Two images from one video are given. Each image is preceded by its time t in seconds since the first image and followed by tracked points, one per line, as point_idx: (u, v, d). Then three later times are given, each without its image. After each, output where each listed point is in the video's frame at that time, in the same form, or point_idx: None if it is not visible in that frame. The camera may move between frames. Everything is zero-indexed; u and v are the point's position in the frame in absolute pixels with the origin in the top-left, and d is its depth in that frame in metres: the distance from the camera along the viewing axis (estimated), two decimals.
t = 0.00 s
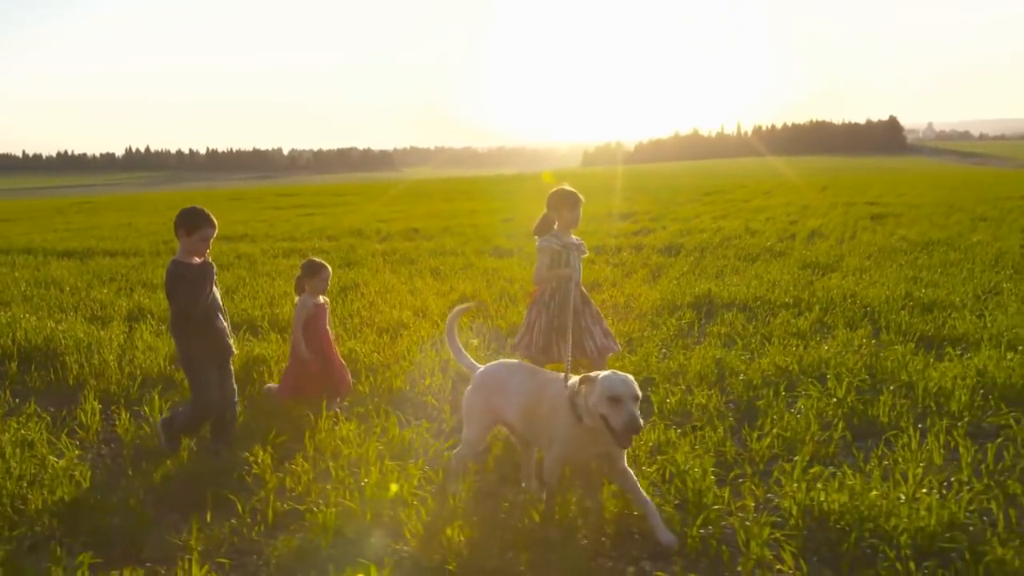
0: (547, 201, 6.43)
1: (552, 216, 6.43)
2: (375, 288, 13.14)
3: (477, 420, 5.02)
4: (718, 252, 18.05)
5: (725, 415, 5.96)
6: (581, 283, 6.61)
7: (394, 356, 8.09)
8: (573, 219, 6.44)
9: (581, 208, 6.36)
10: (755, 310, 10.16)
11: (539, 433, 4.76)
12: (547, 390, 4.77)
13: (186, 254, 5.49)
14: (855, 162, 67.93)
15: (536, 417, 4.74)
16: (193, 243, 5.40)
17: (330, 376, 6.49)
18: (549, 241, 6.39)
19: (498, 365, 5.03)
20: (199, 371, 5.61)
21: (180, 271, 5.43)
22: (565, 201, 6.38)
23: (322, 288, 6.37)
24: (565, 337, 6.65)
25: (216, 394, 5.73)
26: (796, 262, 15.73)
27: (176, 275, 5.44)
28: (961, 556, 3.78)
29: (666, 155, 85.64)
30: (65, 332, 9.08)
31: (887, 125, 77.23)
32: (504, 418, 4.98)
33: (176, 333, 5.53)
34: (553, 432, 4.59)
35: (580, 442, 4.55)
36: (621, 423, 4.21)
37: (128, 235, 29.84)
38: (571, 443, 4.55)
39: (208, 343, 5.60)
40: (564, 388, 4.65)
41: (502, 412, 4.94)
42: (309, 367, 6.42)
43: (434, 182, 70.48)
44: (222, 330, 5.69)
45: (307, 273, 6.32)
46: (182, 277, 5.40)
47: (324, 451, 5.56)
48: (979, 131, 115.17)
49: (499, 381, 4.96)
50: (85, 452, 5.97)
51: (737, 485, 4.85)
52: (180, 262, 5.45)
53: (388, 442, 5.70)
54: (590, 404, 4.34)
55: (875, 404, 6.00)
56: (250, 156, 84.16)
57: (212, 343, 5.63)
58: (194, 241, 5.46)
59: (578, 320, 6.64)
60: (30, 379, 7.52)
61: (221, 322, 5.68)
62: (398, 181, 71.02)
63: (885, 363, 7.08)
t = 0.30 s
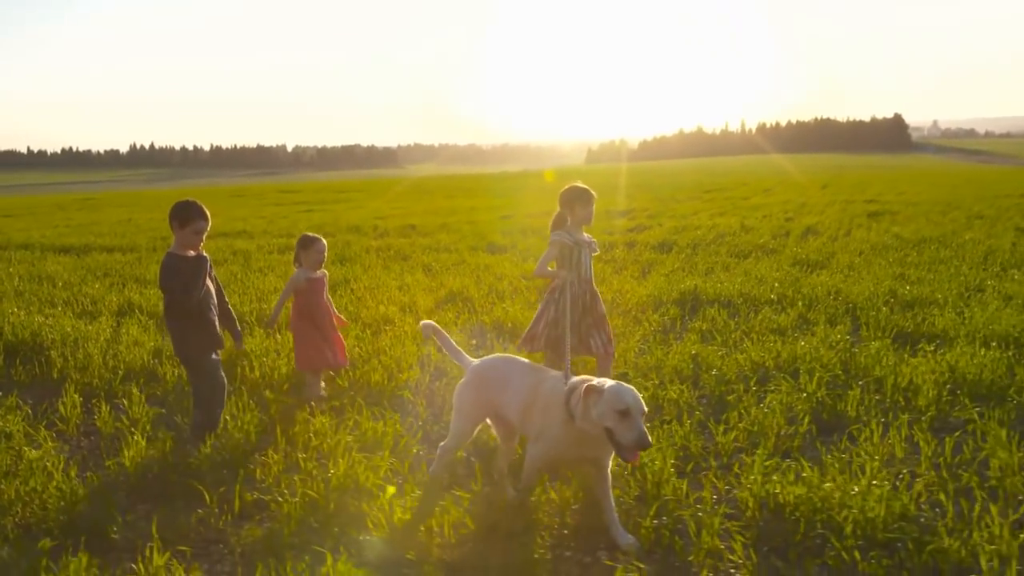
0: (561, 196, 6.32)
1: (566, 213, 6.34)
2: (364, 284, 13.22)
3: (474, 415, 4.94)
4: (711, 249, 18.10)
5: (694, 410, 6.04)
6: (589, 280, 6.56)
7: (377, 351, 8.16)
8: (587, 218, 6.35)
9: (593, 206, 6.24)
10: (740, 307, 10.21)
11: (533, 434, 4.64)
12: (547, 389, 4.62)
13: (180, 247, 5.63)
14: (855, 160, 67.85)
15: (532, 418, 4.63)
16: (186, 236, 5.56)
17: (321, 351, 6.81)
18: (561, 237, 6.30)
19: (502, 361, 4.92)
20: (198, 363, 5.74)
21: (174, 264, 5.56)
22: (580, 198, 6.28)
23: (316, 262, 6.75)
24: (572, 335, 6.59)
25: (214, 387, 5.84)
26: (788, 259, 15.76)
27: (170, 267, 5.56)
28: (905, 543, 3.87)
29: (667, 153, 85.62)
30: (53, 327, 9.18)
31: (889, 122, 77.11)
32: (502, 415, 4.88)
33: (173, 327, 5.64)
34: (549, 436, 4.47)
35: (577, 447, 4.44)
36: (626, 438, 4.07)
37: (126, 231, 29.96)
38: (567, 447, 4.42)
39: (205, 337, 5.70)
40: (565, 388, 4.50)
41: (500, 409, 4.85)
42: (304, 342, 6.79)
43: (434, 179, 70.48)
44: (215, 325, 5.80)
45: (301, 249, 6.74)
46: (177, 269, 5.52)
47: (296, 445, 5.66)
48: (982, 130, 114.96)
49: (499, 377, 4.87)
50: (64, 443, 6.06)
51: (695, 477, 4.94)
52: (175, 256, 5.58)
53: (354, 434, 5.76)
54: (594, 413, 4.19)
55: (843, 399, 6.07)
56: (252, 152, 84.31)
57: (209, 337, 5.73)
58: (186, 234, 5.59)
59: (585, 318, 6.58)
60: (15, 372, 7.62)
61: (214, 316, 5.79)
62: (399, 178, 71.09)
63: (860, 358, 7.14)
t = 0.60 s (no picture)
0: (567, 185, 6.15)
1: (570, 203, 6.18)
2: (354, 282, 13.28)
3: (467, 414, 4.92)
4: (703, 248, 18.14)
5: (666, 405, 6.11)
6: (592, 270, 6.42)
7: (358, 349, 8.21)
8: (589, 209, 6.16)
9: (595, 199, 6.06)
10: (725, 305, 10.24)
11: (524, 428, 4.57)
12: (537, 382, 4.55)
13: (174, 246, 5.49)
14: (854, 159, 67.84)
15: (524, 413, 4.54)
16: (180, 234, 5.42)
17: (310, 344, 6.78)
18: (562, 227, 6.17)
19: (493, 357, 4.89)
20: (193, 361, 5.54)
21: (168, 262, 5.40)
22: (585, 188, 6.08)
23: (315, 259, 6.69)
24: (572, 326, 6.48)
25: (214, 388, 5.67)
26: (778, 258, 15.79)
27: (165, 266, 5.42)
28: (859, 537, 3.95)
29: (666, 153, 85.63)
30: (40, 324, 9.25)
31: (888, 122, 77.09)
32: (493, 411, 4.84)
33: (167, 325, 5.47)
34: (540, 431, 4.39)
35: (568, 442, 4.35)
36: (619, 434, 3.98)
37: (123, 229, 30.07)
38: (557, 442, 4.33)
39: (199, 334, 5.54)
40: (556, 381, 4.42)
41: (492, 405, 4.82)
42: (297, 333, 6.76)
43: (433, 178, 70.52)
44: (210, 324, 5.65)
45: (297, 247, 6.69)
46: (171, 267, 5.37)
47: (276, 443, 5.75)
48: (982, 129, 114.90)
49: (490, 373, 4.84)
50: (44, 439, 6.13)
51: (657, 471, 5.04)
52: (168, 254, 5.43)
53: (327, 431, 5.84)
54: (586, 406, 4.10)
55: (815, 396, 6.13)
56: (252, 151, 84.39)
57: (202, 334, 5.56)
58: (179, 234, 5.44)
59: (587, 309, 6.46)
60: None
61: (209, 316, 5.64)
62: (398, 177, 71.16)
63: (835, 356, 7.18)
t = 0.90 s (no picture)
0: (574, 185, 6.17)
1: (577, 201, 6.17)
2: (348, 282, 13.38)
3: (458, 410, 4.82)
4: (699, 248, 18.19)
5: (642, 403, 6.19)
6: (600, 271, 6.30)
7: (346, 348, 8.30)
8: (598, 207, 6.15)
9: (604, 195, 6.06)
10: (714, 304, 10.31)
11: (521, 416, 4.55)
12: (526, 370, 4.58)
13: (174, 249, 5.57)
14: (858, 160, 67.73)
15: (517, 399, 4.53)
16: (178, 237, 5.49)
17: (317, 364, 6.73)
18: (565, 225, 6.17)
19: (477, 352, 4.86)
20: (194, 364, 5.65)
21: (170, 265, 5.49)
22: (593, 186, 6.11)
23: (315, 279, 6.56)
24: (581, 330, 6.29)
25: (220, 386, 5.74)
26: (773, 258, 15.85)
27: (166, 268, 5.50)
28: (815, 530, 4.02)
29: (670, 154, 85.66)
30: (34, 323, 9.37)
31: (893, 122, 76.96)
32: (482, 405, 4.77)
33: (168, 326, 5.58)
34: (541, 412, 4.40)
35: (570, 420, 4.38)
36: (625, 401, 4.10)
37: (125, 230, 30.25)
38: (560, 422, 4.36)
39: (199, 337, 5.63)
40: (547, 363, 4.48)
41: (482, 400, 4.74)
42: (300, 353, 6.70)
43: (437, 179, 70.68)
44: (212, 324, 5.72)
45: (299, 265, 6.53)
46: (170, 270, 5.46)
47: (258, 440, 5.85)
48: (989, 130, 114.54)
49: (476, 367, 4.80)
50: (30, 434, 6.23)
51: (626, 467, 5.13)
52: (170, 256, 5.52)
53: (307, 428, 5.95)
54: (588, 379, 4.19)
55: (789, 394, 6.20)
56: (256, 152, 84.65)
57: (203, 336, 5.65)
58: (180, 236, 5.51)
59: (595, 311, 6.29)
60: None
61: (210, 316, 5.71)
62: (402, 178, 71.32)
63: (815, 354, 7.24)
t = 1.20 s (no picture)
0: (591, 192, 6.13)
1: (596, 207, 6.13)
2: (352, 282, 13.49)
3: (458, 411, 4.73)
4: (704, 250, 18.20)
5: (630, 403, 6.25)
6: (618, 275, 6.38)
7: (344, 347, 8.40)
8: (615, 213, 6.16)
9: (623, 202, 6.06)
10: (713, 306, 10.33)
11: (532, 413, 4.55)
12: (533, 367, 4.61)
13: (188, 247, 5.60)
14: (872, 162, 67.40)
15: (526, 398, 4.56)
16: (192, 235, 5.53)
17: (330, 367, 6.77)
18: (583, 235, 6.18)
19: (470, 350, 4.83)
20: (208, 361, 5.74)
21: (184, 265, 5.54)
22: (611, 192, 6.07)
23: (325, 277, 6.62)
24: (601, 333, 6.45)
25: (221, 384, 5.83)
26: (777, 260, 15.83)
27: (180, 267, 5.55)
28: (787, 530, 4.07)
29: (683, 156, 85.54)
30: (40, 320, 9.51)
31: (908, 124, 76.41)
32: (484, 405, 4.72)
33: (185, 324, 5.65)
34: (556, 406, 4.43)
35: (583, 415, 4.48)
36: (645, 390, 4.27)
37: (138, 229, 30.51)
38: (573, 420, 4.43)
39: (213, 333, 5.72)
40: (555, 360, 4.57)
41: (485, 400, 4.69)
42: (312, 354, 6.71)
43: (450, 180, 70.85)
44: (222, 319, 5.78)
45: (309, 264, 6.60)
46: (185, 270, 5.52)
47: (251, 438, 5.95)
48: (1005, 132, 113.71)
49: (475, 365, 4.76)
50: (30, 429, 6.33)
51: (606, 465, 5.18)
52: (184, 255, 5.55)
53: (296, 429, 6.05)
54: (606, 372, 4.32)
55: (777, 395, 6.25)
56: (270, 152, 85.11)
57: (215, 333, 5.73)
58: (194, 235, 5.55)
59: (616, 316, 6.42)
60: None
61: (222, 311, 5.78)
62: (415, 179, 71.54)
63: (806, 356, 7.26)
